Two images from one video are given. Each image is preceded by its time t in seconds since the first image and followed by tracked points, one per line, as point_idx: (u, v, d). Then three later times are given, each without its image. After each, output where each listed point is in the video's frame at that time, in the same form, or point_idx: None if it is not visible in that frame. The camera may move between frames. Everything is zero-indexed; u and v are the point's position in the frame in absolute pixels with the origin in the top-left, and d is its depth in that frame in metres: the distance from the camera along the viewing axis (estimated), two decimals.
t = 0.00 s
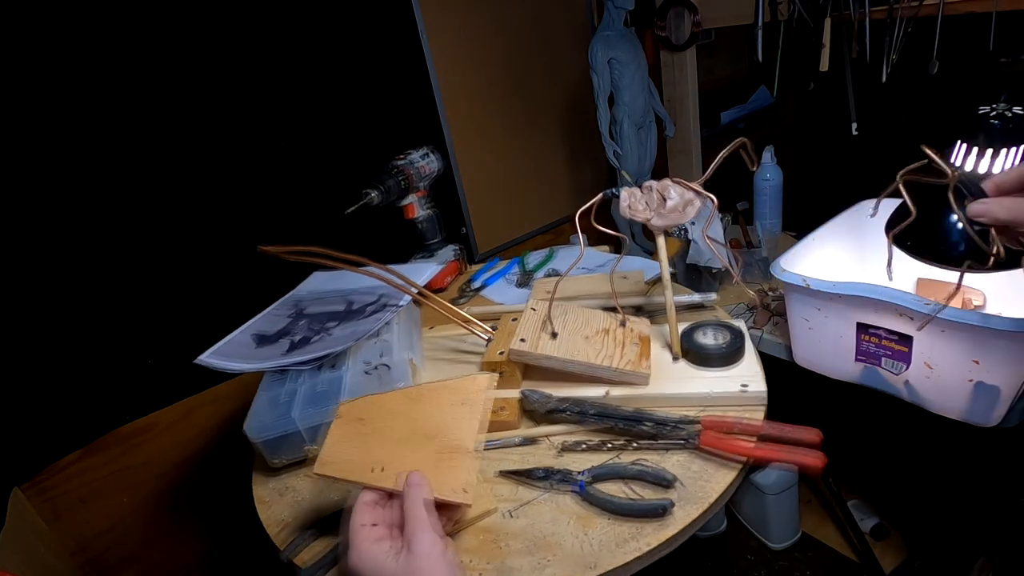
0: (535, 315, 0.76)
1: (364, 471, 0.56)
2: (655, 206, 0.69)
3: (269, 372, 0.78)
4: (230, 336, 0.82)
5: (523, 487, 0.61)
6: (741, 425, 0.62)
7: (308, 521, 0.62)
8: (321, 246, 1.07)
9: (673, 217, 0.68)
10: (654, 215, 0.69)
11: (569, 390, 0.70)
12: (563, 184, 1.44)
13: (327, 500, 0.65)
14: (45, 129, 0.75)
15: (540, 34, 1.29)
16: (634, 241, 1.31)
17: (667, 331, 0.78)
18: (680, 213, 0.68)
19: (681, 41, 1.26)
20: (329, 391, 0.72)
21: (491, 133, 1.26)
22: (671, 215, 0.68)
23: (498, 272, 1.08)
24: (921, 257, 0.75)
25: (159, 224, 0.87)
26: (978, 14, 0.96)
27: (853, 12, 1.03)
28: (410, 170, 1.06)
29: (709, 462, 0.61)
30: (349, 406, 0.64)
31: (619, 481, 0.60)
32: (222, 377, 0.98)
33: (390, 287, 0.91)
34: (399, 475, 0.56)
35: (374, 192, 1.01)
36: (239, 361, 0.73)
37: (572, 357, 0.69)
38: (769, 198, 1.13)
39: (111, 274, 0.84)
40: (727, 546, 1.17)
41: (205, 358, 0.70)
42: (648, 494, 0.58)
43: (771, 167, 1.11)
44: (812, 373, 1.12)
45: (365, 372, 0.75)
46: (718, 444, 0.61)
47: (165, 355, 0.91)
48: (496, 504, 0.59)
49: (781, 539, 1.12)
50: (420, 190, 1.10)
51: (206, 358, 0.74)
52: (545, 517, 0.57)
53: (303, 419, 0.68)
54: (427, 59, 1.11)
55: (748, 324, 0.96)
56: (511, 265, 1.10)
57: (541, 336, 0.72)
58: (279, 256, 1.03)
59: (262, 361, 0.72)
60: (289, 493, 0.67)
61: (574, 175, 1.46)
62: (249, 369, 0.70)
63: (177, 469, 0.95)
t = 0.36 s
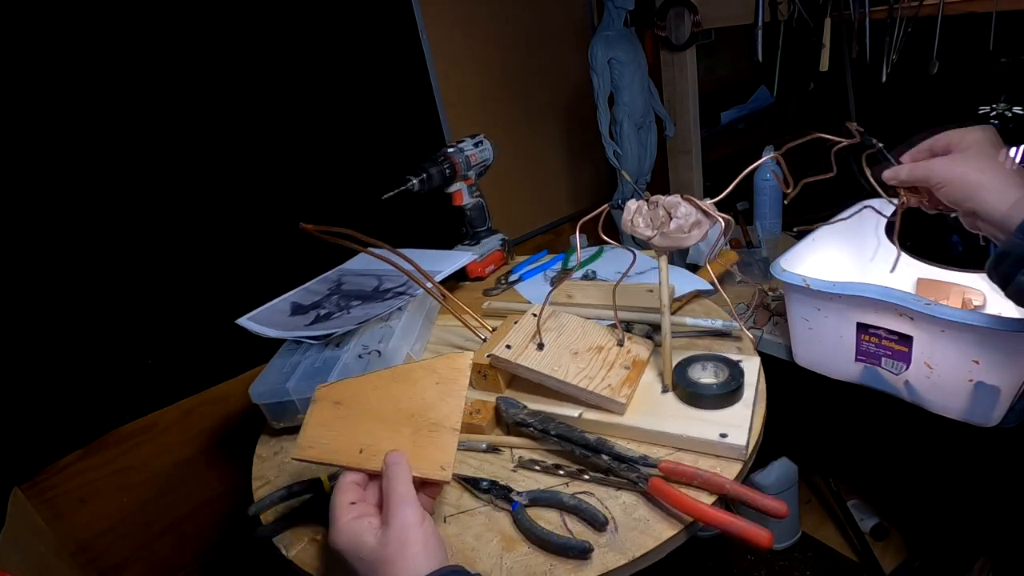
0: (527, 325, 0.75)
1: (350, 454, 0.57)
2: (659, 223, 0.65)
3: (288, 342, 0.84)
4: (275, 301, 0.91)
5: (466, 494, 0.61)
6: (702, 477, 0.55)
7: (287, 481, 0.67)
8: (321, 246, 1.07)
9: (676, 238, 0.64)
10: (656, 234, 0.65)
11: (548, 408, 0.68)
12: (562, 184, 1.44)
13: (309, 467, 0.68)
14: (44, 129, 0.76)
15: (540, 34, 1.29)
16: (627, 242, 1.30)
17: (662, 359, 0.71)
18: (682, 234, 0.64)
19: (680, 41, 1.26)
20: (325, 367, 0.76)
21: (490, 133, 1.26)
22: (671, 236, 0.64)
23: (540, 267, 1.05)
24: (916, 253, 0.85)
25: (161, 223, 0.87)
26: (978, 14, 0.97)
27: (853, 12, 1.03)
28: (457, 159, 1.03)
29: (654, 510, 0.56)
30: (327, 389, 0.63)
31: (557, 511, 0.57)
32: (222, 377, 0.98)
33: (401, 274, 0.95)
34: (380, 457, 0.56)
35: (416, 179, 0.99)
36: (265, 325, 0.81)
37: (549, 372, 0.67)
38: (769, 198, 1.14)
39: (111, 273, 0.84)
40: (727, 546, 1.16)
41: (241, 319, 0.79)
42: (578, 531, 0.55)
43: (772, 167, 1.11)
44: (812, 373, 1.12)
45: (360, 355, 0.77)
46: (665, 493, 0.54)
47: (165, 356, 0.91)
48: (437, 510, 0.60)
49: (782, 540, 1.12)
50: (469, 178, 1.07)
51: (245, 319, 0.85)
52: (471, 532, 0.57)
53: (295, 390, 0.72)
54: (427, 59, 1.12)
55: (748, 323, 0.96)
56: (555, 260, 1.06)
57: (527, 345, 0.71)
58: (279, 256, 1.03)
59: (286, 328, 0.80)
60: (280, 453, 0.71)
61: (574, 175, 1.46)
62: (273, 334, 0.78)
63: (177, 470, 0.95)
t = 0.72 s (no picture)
0: (524, 328, 0.74)
1: (337, 467, 0.57)
2: (658, 229, 0.66)
3: (295, 336, 0.85)
4: (284, 295, 0.92)
5: (453, 495, 0.61)
6: (687, 492, 0.54)
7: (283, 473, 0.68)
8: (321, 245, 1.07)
9: (673, 245, 0.65)
10: (655, 240, 0.66)
11: (541, 412, 0.68)
12: (563, 184, 1.44)
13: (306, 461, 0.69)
14: (45, 130, 0.76)
15: (540, 34, 1.29)
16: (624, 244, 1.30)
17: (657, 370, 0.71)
18: (680, 241, 0.65)
19: (681, 41, 1.26)
20: (327, 361, 0.76)
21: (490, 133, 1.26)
22: (668, 243, 0.65)
23: (550, 266, 1.05)
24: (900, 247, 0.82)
25: (161, 224, 0.87)
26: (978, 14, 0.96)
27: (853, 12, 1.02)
28: (470, 155, 1.03)
29: (636, 523, 0.56)
30: (312, 405, 0.64)
31: (539, 518, 0.57)
32: (223, 377, 0.98)
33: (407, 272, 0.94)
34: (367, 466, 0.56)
35: (427, 176, 0.99)
36: (274, 318, 0.83)
37: (542, 377, 0.67)
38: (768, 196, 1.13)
39: (111, 273, 0.84)
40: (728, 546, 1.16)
41: (252, 310, 0.81)
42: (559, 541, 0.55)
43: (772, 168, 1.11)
44: (812, 373, 1.12)
45: (360, 352, 0.77)
46: (647, 507, 0.54)
47: (165, 356, 0.91)
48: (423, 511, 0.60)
49: (782, 540, 1.11)
50: (482, 176, 1.06)
51: (256, 312, 0.86)
52: (453, 535, 0.57)
53: (296, 383, 0.73)
54: (427, 59, 1.12)
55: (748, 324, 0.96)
56: (565, 260, 1.06)
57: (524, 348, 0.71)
58: (279, 256, 1.03)
59: (293, 321, 0.81)
60: (279, 445, 0.72)
61: (574, 175, 1.46)
62: (280, 327, 0.79)
63: (176, 470, 0.95)
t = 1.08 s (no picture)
0: (524, 329, 0.74)
1: (352, 459, 0.57)
2: (658, 229, 0.66)
3: (294, 336, 0.85)
4: (284, 295, 0.92)
5: (453, 497, 0.61)
6: (688, 493, 0.54)
7: (284, 473, 0.68)
8: (322, 244, 1.07)
9: (674, 245, 0.64)
10: (656, 239, 0.66)
11: (541, 412, 0.68)
12: (563, 184, 1.44)
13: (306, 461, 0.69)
14: (45, 129, 0.76)
15: (540, 34, 1.29)
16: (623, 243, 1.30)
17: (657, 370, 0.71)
18: (681, 239, 0.65)
19: (681, 41, 1.26)
20: (327, 361, 0.76)
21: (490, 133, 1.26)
22: (668, 243, 0.65)
23: (550, 266, 1.04)
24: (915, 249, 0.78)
25: (161, 224, 0.87)
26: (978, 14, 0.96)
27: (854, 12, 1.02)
28: (469, 155, 1.03)
29: (637, 523, 0.56)
30: (331, 395, 0.65)
31: (540, 519, 0.57)
32: (222, 377, 0.98)
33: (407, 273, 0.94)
34: (381, 463, 0.56)
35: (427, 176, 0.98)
36: (273, 318, 0.83)
37: (541, 377, 0.67)
38: (769, 197, 1.14)
39: (112, 274, 0.84)
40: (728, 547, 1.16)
41: (252, 311, 0.81)
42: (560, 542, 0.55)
43: (772, 168, 1.11)
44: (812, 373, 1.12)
45: (359, 352, 0.77)
46: (647, 508, 0.54)
47: (165, 356, 0.91)
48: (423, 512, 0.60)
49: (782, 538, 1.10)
50: (482, 175, 1.06)
51: (255, 312, 0.86)
52: (453, 536, 0.57)
53: (296, 383, 0.73)
54: (427, 60, 1.12)
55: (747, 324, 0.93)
56: (564, 261, 1.06)
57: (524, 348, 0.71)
58: (279, 256, 1.02)
59: (292, 322, 0.81)
60: (280, 445, 0.72)
61: (574, 175, 1.46)
62: (280, 327, 0.78)
63: (177, 470, 0.94)
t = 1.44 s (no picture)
0: (525, 327, 0.74)
1: (363, 460, 0.57)
2: (659, 227, 0.66)
3: (291, 340, 0.85)
4: (279, 300, 0.91)
5: (459, 497, 0.61)
6: (696, 486, 0.55)
7: (285, 478, 0.67)
8: (321, 244, 1.07)
9: (675, 242, 0.65)
10: (657, 238, 0.66)
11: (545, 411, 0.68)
12: (563, 184, 1.44)
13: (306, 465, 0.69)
14: (45, 130, 0.76)
15: (540, 34, 1.29)
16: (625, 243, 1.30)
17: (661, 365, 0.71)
18: (682, 237, 0.65)
19: (681, 41, 1.25)
20: (326, 364, 0.76)
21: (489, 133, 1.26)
22: (670, 241, 0.65)
23: (544, 267, 1.05)
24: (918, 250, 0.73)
25: (161, 224, 0.87)
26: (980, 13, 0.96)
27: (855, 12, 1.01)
28: (463, 156, 1.02)
29: (648, 518, 0.56)
30: (341, 396, 0.64)
31: (549, 516, 0.57)
32: (222, 377, 0.98)
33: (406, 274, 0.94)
34: (393, 465, 0.56)
35: (421, 178, 0.98)
36: (269, 323, 0.82)
37: (545, 375, 0.67)
38: (768, 197, 1.14)
39: (112, 274, 0.84)
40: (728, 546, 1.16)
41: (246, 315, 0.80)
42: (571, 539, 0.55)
43: (771, 167, 1.12)
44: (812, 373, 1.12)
45: (359, 354, 0.76)
46: (655, 500, 0.54)
47: (165, 356, 0.91)
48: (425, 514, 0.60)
49: (781, 538, 1.08)
50: (476, 176, 1.06)
51: (249, 317, 0.85)
52: (462, 535, 0.57)
53: (295, 387, 0.73)
54: (427, 60, 1.11)
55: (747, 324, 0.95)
56: (558, 261, 1.06)
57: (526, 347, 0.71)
58: (279, 256, 1.02)
59: (289, 325, 0.81)
60: (280, 450, 0.72)
61: (573, 175, 1.46)
62: (278, 331, 0.78)
63: (177, 470, 0.95)
